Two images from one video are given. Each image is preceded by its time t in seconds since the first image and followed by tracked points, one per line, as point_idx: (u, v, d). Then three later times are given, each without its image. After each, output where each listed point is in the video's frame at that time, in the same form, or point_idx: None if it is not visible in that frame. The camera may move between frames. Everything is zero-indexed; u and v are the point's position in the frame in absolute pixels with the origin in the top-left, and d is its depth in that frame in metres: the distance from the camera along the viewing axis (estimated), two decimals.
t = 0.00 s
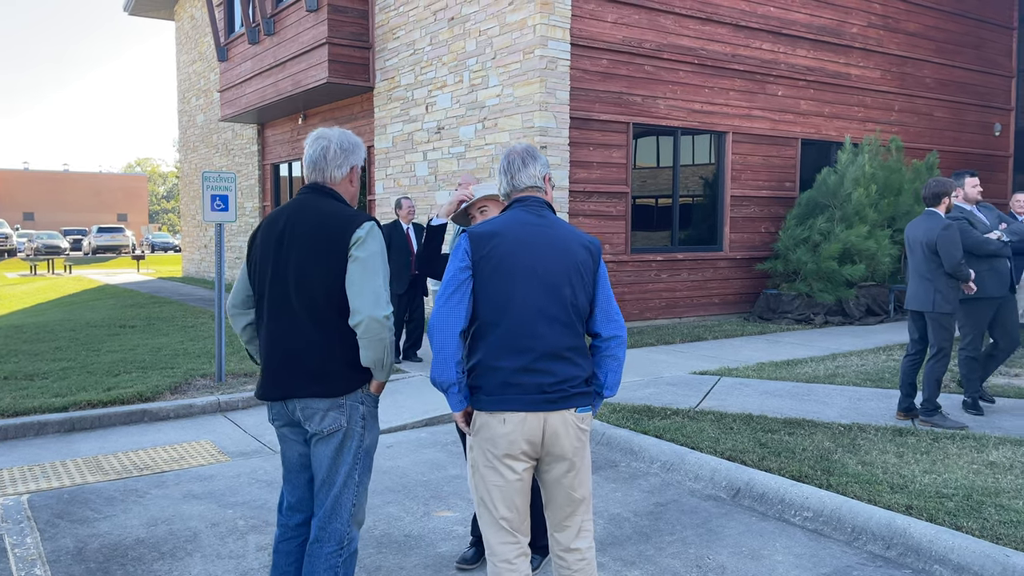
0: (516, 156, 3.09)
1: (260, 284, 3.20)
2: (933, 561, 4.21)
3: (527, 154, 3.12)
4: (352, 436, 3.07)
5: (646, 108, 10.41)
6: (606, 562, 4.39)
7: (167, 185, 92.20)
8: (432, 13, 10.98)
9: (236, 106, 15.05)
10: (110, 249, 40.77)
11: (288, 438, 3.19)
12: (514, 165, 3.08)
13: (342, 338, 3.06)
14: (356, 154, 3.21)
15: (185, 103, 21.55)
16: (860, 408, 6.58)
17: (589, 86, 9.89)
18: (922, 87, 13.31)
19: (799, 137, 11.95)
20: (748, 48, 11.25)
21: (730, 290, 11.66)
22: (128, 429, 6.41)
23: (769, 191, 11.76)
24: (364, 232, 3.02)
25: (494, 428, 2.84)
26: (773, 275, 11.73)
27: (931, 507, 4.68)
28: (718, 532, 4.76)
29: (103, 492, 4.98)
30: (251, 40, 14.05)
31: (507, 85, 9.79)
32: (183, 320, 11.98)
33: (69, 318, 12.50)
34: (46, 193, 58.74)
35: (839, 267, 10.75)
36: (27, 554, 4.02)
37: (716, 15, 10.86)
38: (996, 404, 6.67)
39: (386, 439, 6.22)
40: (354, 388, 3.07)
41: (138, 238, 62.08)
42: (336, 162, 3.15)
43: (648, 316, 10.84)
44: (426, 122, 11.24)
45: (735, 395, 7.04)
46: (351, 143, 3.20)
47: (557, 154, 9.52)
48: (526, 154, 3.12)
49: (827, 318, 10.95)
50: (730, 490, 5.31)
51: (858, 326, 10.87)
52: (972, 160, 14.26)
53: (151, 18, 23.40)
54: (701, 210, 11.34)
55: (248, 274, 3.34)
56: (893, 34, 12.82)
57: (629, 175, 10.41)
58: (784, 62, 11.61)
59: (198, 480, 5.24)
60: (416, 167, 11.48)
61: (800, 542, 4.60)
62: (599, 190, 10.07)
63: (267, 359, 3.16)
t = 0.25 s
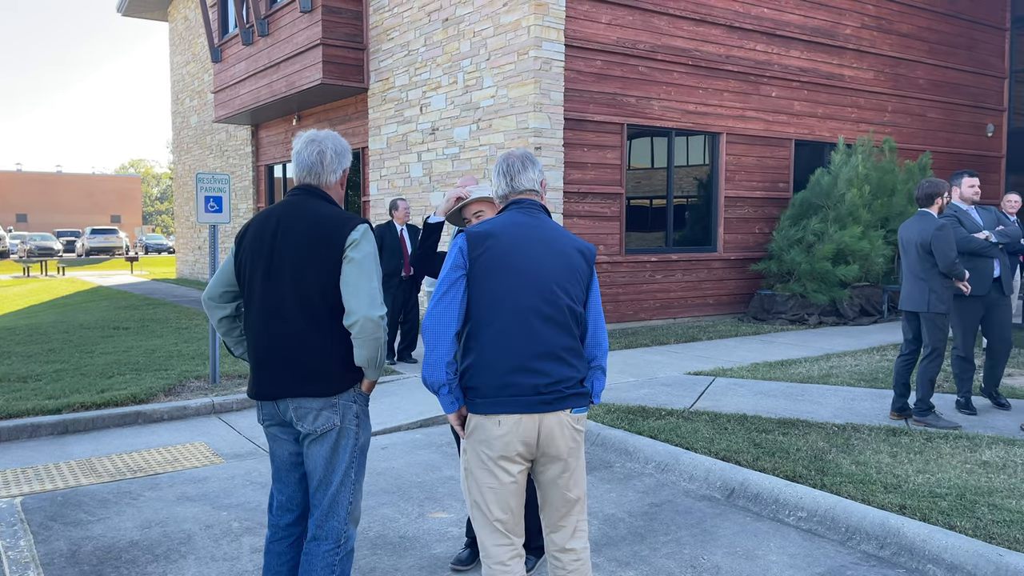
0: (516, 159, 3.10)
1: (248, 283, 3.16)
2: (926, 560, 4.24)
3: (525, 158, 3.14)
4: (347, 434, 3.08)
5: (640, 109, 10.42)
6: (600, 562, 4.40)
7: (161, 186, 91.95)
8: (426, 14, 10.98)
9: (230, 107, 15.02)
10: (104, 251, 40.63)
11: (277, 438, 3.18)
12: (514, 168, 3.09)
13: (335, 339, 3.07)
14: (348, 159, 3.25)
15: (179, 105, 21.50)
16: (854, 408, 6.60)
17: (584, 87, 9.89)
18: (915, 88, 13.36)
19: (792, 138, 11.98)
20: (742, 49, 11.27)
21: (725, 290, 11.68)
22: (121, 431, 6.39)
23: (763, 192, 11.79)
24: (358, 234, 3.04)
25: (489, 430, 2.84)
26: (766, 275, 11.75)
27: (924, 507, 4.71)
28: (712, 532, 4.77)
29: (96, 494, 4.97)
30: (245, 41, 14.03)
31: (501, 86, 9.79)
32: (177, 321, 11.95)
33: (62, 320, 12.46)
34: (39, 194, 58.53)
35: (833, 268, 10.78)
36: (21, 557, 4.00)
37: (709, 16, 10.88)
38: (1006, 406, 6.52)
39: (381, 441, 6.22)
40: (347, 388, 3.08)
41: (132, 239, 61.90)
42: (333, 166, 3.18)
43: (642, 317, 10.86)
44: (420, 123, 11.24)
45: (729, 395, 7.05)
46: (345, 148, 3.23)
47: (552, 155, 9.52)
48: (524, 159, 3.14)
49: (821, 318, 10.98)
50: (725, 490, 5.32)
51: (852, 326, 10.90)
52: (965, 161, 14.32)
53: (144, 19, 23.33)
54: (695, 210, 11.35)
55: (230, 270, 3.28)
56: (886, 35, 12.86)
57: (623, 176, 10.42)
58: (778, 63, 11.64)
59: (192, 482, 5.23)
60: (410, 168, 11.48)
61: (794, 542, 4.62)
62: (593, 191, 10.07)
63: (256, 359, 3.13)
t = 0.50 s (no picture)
0: (505, 163, 3.13)
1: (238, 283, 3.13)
2: (918, 559, 4.28)
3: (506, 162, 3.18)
4: (341, 433, 3.09)
5: (633, 110, 10.43)
6: (594, 563, 4.40)
7: (153, 188, 91.63)
8: (419, 15, 10.97)
9: (222, 108, 14.98)
10: (96, 252, 40.45)
11: (266, 438, 3.16)
12: (507, 170, 3.11)
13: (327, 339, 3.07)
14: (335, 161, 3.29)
15: (171, 106, 21.43)
16: (847, 408, 6.62)
17: (577, 88, 9.89)
18: (907, 89, 13.42)
19: (785, 139, 12.02)
20: (734, 50, 11.31)
21: (717, 291, 11.70)
22: (113, 434, 6.36)
23: (756, 193, 11.82)
24: (353, 236, 3.06)
25: (485, 432, 2.84)
26: (759, 276, 11.78)
27: (916, 506, 4.74)
28: (706, 532, 4.79)
29: (88, 497, 4.94)
30: (237, 42, 14.00)
31: (494, 87, 9.79)
32: (169, 323, 11.90)
33: (53, 322, 12.39)
34: (30, 196, 58.25)
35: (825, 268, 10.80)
36: (12, 559, 3.98)
37: (702, 17, 10.91)
38: (1006, 410, 6.45)
39: (374, 442, 6.21)
40: (340, 388, 3.09)
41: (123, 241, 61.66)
42: (326, 168, 3.21)
43: (635, 317, 10.87)
44: (413, 124, 11.23)
45: (722, 396, 7.06)
46: (333, 151, 3.27)
47: (545, 156, 9.52)
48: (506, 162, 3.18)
49: (814, 318, 11.01)
50: (718, 490, 5.34)
51: (844, 327, 10.94)
52: (956, 161, 14.38)
53: (136, 20, 23.25)
54: (688, 211, 11.37)
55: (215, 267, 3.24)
56: (877, 37, 12.92)
57: (616, 177, 10.43)
58: (770, 64, 11.67)
59: (185, 484, 5.21)
60: (403, 169, 11.47)
61: (786, 542, 4.65)
62: (586, 192, 10.08)
63: (246, 359, 3.11)
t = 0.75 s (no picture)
0: (473, 165, 3.11)
1: (226, 283, 3.10)
2: (908, 558, 4.33)
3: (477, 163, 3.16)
4: (333, 433, 3.11)
5: (624, 111, 10.45)
6: (586, 563, 4.41)
7: (143, 189, 91.19)
8: (410, 16, 10.96)
9: (212, 109, 14.93)
10: (85, 254, 40.22)
11: (255, 440, 3.15)
12: (479, 172, 3.10)
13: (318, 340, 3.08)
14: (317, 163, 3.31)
15: (161, 107, 21.34)
16: (837, 407, 6.65)
17: (568, 89, 9.90)
18: (896, 90, 13.49)
19: (775, 140, 12.07)
20: (724, 51, 11.35)
21: (708, 291, 11.73)
22: (103, 436, 6.33)
23: (746, 193, 11.85)
24: (344, 237, 3.08)
25: (480, 434, 2.84)
26: (750, 276, 11.82)
27: (905, 505, 4.79)
28: (696, 532, 4.82)
29: (78, 500, 4.92)
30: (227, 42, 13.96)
31: (485, 88, 9.80)
32: (159, 325, 11.84)
33: (42, 324, 12.31)
34: (18, 197, 57.88)
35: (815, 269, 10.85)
36: (1, 563, 3.96)
37: (692, 19, 10.94)
38: (994, 409, 6.49)
39: (366, 444, 6.20)
40: (331, 388, 3.10)
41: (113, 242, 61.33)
42: (310, 170, 3.23)
43: (626, 318, 10.88)
44: (404, 125, 11.22)
45: (712, 396, 7.07)
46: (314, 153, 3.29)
47: (536, 157, 9.53)
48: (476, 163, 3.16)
49: (804, 318, 11.06)
50: (709, 491, 5.36)
51: (834, 327, 10.99)
52: (944, 162, 14.47)
53: (125, 20, 23.14)
54: (679, 212, 11.40)
55: (201, 272, 3.20)
56: (866, 38, 12.99)
57: (608, 178, 10.44)
58: (760, 65, 11.72)
59: (175, 487, 5.19)
60: (394, 169, 11.46)
61: (777, 541, 4.68)
62: (577, 193, 10.09)
63: (235, 361, 3.08)
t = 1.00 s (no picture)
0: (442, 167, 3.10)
1: (209, 289, 3.09)
2: (893, 556, 4.38)
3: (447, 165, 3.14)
4: (319, 434, 3.09)
5: (612, 112, 10.47)
6: (574, 564, 4.42)
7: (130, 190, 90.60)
8: (397, 16, 10.95)
9: (199, 110, 14.85)
10: (71, 255, 39.92)
11: (240, 443, 3.14)
12: (448, 174, 3.09)
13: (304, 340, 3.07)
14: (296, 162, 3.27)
15: (147, 107, 21.22)
16: (824, 407, 6.69)
17: (556, 90, 9.91)
18: (881, 91, 13.59)
19: (762, 141, 12.12)
20: (711, 53, 11.39)
21: (696, 292, 11.77)
22: (89, 439, 6.29)
23: (733, 194, 11.90)
24: (326, 236, 3.08)
25: (472, 435, 2.84)
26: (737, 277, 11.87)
27: (891, 504, 4.83)
28: (684, 532, 4.84)
29: (63, 503, 4.88)
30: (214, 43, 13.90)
31: (474, 89, 9.80)
32: (146, 327, 11.77)
33: (27, 327, 12.21)
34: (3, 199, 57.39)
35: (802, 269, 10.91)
36: None
37: (679, 20, 10.98)
38: (979, 407, 6.54)
39: (354, 445, 6.18)
40: (317, 389, 3.10)
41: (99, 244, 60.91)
42: (285, 169, 3.20)
43: (615, 318, 10.91)
44: (392, 126, 11.20)
45: (700, 396, 7.10)
46: (292, 152, 3.25)
47: (525, 158, 9.54)
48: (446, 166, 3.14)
49: (791, 319, 11.11)
50: (697, 490, 5.39)
51: (821, 327, 11.05)
52: (929, 163, 14.59)
53: (111, 20, 22.99)
54: (667, 213, 11.43)
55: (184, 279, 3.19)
56: (852, 40, 13.07)
57: (596, 179, 10.45)
58: (747, 67, 11.77)
59: (162, 489, 5.16)
60: (382, 170, 11.44)
61: (764, 540, 4.72)
62: (566, 194, 10.10)
63: (221, 365, 3.07)
